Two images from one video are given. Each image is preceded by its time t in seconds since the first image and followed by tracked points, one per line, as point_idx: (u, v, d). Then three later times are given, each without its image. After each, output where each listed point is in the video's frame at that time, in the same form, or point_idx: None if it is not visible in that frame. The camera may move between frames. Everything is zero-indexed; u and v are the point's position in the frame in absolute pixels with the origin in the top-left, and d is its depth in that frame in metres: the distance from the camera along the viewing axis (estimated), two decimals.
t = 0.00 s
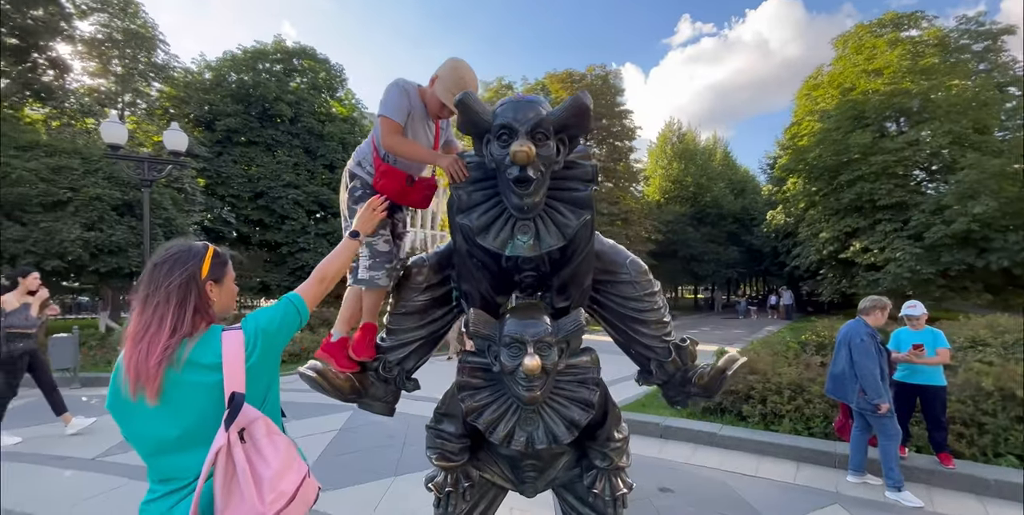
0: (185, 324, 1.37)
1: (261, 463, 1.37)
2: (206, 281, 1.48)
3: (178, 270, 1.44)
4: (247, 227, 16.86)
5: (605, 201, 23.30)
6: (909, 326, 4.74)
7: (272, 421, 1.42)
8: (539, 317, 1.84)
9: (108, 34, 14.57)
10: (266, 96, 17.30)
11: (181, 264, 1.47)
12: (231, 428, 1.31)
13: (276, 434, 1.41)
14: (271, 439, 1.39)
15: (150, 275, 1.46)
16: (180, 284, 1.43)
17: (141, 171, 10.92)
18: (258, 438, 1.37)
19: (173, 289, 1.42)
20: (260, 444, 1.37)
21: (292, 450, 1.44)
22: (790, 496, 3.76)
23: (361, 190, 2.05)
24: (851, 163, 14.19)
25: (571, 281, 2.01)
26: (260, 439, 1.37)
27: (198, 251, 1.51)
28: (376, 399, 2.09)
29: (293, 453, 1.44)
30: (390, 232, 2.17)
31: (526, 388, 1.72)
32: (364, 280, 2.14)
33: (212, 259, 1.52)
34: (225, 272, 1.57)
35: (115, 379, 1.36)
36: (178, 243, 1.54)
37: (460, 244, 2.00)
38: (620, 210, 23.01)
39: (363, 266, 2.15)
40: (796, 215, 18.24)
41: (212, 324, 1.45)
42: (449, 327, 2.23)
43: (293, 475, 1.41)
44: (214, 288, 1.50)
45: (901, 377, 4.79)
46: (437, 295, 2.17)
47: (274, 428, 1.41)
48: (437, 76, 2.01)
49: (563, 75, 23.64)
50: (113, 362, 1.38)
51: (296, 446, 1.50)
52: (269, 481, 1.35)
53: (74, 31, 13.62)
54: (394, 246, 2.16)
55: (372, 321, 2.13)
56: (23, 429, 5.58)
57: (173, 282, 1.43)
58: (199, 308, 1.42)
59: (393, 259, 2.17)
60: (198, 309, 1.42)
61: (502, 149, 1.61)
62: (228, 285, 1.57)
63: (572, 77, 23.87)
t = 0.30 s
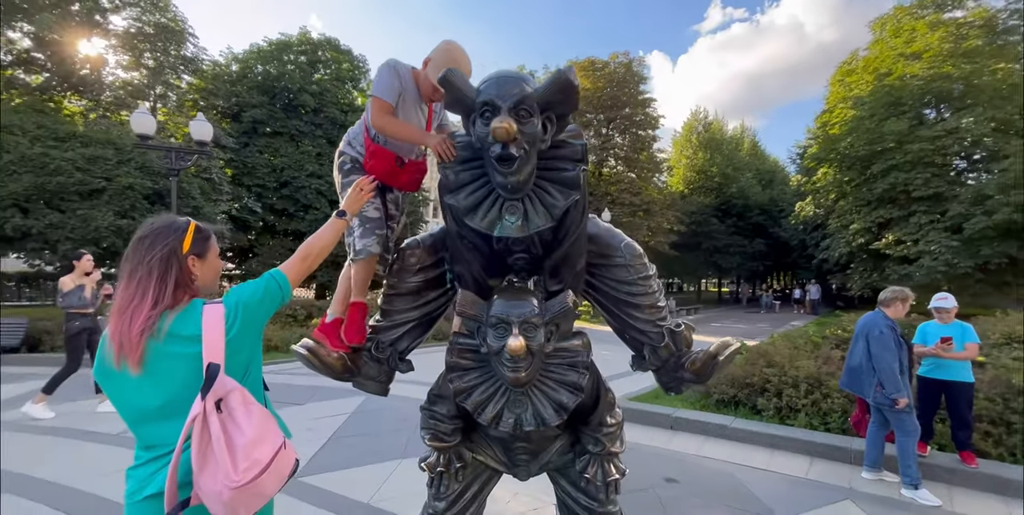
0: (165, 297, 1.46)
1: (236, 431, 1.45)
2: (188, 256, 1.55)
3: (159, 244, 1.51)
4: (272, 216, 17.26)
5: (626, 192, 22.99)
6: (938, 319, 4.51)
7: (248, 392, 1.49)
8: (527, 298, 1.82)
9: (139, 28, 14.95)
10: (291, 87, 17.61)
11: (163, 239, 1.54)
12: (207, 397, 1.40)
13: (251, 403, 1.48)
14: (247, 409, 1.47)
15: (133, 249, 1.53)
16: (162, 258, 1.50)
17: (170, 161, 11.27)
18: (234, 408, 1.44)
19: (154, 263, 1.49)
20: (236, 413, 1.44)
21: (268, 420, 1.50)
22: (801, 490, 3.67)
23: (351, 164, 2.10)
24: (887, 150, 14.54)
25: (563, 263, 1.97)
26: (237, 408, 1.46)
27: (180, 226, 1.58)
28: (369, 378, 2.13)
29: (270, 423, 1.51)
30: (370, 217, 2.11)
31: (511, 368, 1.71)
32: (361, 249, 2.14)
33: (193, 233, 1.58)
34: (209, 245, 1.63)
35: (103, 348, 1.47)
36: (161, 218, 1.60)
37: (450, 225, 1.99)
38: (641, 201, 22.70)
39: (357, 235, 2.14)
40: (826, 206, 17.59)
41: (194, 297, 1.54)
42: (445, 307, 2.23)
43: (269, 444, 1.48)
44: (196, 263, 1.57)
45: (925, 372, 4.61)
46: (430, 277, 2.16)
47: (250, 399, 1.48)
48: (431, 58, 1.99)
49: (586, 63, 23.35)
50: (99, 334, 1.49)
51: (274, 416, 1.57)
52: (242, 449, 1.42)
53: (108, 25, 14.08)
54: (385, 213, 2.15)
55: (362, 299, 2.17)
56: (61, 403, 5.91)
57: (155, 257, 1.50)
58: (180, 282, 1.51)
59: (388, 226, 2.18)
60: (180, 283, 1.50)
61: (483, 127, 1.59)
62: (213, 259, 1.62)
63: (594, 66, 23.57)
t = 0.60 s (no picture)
0: (166, 277, 1.58)
1: (231, 403, 1.53)
2: (184, 238, 1.67)
3: (158, 227, 1.64)
4: (291, 207, 17.59)
5: (642, 184, 22.75)
6: (957, 315, 4.42)
7: (245, 368, 1.58)
8: (522, 284, 1.85)
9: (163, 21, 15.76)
10: (309, 79, 17.83)
11: (162, 223, 1.66)
12: (204, 371, 1.49)
13: (247, 378, 1.56)
14: (243, 382, 1.55)
15: (136, 233, 1.66)
16: (159, 240, 1.62)
17: (190, 151, 11.49)
18: (229, 382, 1.53)
19: (154, 245, 1.61)
20: (233, 387, 1.52)
21: (264, 395, 1.58)
22: (806, 484, 3.64)
23: (347, 153, 2.13)
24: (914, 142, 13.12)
25: (560, 250, 1.98)
26: (232, 383, 1.54)
27: (176, 210, 1.70)
28: (370, 361, 2.18)
29: (265, 397, 1.58)
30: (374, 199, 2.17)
31: (505, 352, 1.74)
32: (342, 244, 2.14)
33: (189, 216, 1.70)
34: (205, 226, 1.75)
35: (109, 327, 1.60)
36: (159, 203, 1.72)
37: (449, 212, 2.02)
38: (657, 194, 22.45)
39: (341, 229, 2.15)
40: (849, 200, 17.16)
41: (194, 278, 1.65)
42: (444, 293, 2.27)
43: (264, 417, 1.55)
44: (193, 244, 1.69)
45: (939, 368, 4.49)
46: (429, 263, 2.20)
47: (246, 374, 1.57)
48: (435, 49, 2.00)
49: (603, 54, 23.09)
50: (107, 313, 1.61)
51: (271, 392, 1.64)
52: (239, 421, 1.50)
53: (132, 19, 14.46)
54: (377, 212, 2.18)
55: (341, 298, 2.10)
56: (91, 385, 6.19)
57: (153, 239, 1.62)
58: (179, 263, 1.63)
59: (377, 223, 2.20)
60: (179, 265, 1.62)
61: (478, 112, 1.61)
62: (210, 240, 1.75)
63: (612, 56, 23.30)
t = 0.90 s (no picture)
0: (177, 268, 1.66)
1: (240, 388, 1.62)
2: (195, 231, 1.74)
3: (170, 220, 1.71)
4: (309, 201, 17.92)
5: (657, 179, 22.51)
6: (976, 313, 4.35)
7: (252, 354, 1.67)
8: (523, 277, 1.92)
9: (185, 19, 16.07)
10: (326, 74, 18.04)
11: (173, 216, 1.74)
12: (214, 357, 1.59)
13: (254, 364, 1.65)
14: (250, 369, 1.64)
15: (148, 225, 1.74)
16: (171, 233, 1.71)
17: (211, 146, 11.76)
18: (237, 368, 1.62)
19: (166, 238, 1.70)
20: (241, 372, 1.61)
21: (270, 379, 1.67)
22: (812, 480, 3.66)
23: (345, 156, 2.21)
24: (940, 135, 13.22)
25: (561, 245, 2.04)
26: (240, 369, 1.63)
27: (187, 204, 1.78)
28: (379, 351, 2.27)
29: (272, 382, 1.68)
30: (376, 195, 2.30)
31: (505, 342, 1.81)
32: (343, 245, 2.27)
33: (199, 210, 1.78)
34: (214, 219, 1.83)
35: (127, 314, 1.70)
36: (170, 198, 1.80)
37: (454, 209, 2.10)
38: (673, 189, 22.20)
39: (339, 232, 2.28)
40: (870, 195, 16.81)
41: (205, 268, 1.75)
42: (450, 287, 2.35)
43: (270, 400, 1.64)
44: (203, 237, 1.77)
45: (955, 367, 4.42)
46: (436, 257, 2.28)
47: (253, 360, 1.66)
48: (423, 47, 2.08)
49: (619, 47, 22.83)
50: (125, 302, 1.72)
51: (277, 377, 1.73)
52: (246, 403, 1.59)
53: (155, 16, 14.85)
54: (374, 212, 2.29)
55: (353, 294, 2.21)
56: (117, 372, 6.44)
57: (165, 231, 1.71)
58: (190, 254, 1.71)
59: (375, 223, 2.30)
60: (190, 256, 1.71)
61: (478, 113, 1.67)
62: (219, 232, 1.83)
63: (628, 49, 23.03)
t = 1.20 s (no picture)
0: (177, 254, 1.74)
1: (233, 370, 1.70)
2: (195, 219, 1.81)
3: (172, 205, 1.79)
4: (322, 194, 18.16)
5: (669, 172, 22.30)
6: (990, 306, 4.30)
7: (246, 340, 1.76)
8: (522, 266, 1.97)
9: (200, 14, 16.34)
10: (338, 67, 18.13)
11: (174, 203, 1.81)
12: (210, 341, 1.68)
13: (247, 350, 1.74)
14: (244, 353, 1.71)
15: (151, 212, 1.82)
16: (173, 220, 1.78)
17: (226, 140, 11.94)
18: (231, 352, 1.70)
19: (168, 225, 1.77)
20: (235, 357, 1.70)
21: (262, 365, 1.75)
22: (814, 470, 3.69)
23: (343, 157, 2.26)
24: (962, 125, 12.79)
25: (561, 235, 2.09)
26: (235, 353, 1.71)
27: (187, 192, 1.84)
28: (384, 337, 2.34)
29: (264, 368, 1.75)
30: (382, 190, 2.38)
31: (504, 328, 1.88)
32: (353, 242, 2.33)
33: (199, 198, 1.85)
34: (214, 207, 1.90)
35: (129, 298, 1.79)
36: (173, 185, 1.88)
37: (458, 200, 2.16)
38: (684, 181, 22.00)
39: (349, 228, 2.35)
40: (888, 187, 16.45)
41: (203, 255, 1.82)
42: (454, 275, 2.42)
43: (262, 385, 1.72)
44: (203, 225, 1.84)
45: (972, 361, 4.36)
46: (440, 247, 2.34)
47: (246, 345, 1.74)
48: (400, 45, 2.11)
49: (631, 37, 22.56)
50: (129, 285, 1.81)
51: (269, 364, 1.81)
52: (238, 388, 1.67)
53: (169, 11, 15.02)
54: (378, 206, 2.36)
55: (361, 282, 2.30)
56: (137, 359, 6.66)
57: (166, 218, 1.78)
58: (190, 241, 1.79)
59: (380, 217, 2.37)
60: (190, 244, 1.79)
61: (477, 107, 1.73)
62: (219, 220, 1.90)
63: (640, 39, 22.75)
